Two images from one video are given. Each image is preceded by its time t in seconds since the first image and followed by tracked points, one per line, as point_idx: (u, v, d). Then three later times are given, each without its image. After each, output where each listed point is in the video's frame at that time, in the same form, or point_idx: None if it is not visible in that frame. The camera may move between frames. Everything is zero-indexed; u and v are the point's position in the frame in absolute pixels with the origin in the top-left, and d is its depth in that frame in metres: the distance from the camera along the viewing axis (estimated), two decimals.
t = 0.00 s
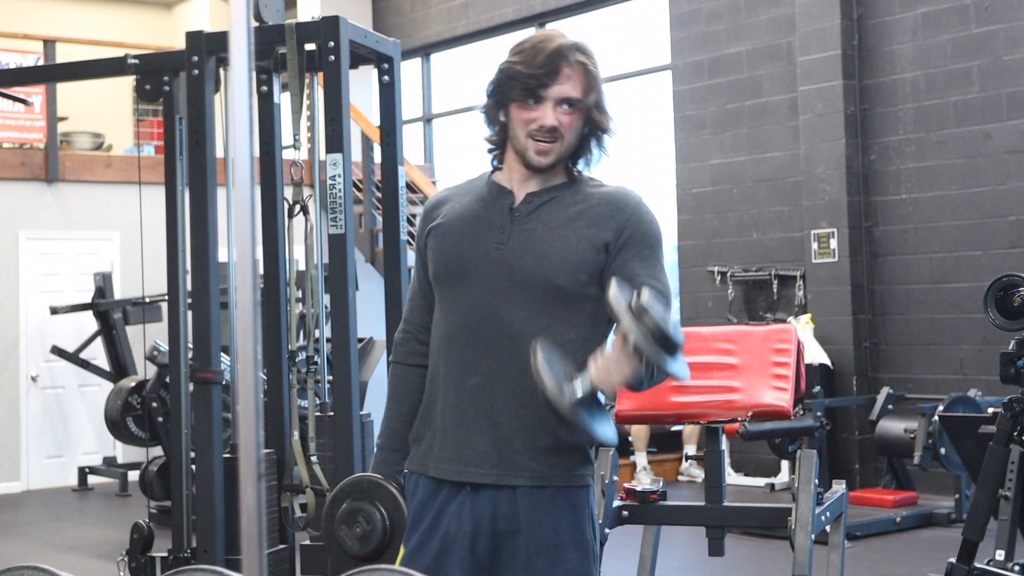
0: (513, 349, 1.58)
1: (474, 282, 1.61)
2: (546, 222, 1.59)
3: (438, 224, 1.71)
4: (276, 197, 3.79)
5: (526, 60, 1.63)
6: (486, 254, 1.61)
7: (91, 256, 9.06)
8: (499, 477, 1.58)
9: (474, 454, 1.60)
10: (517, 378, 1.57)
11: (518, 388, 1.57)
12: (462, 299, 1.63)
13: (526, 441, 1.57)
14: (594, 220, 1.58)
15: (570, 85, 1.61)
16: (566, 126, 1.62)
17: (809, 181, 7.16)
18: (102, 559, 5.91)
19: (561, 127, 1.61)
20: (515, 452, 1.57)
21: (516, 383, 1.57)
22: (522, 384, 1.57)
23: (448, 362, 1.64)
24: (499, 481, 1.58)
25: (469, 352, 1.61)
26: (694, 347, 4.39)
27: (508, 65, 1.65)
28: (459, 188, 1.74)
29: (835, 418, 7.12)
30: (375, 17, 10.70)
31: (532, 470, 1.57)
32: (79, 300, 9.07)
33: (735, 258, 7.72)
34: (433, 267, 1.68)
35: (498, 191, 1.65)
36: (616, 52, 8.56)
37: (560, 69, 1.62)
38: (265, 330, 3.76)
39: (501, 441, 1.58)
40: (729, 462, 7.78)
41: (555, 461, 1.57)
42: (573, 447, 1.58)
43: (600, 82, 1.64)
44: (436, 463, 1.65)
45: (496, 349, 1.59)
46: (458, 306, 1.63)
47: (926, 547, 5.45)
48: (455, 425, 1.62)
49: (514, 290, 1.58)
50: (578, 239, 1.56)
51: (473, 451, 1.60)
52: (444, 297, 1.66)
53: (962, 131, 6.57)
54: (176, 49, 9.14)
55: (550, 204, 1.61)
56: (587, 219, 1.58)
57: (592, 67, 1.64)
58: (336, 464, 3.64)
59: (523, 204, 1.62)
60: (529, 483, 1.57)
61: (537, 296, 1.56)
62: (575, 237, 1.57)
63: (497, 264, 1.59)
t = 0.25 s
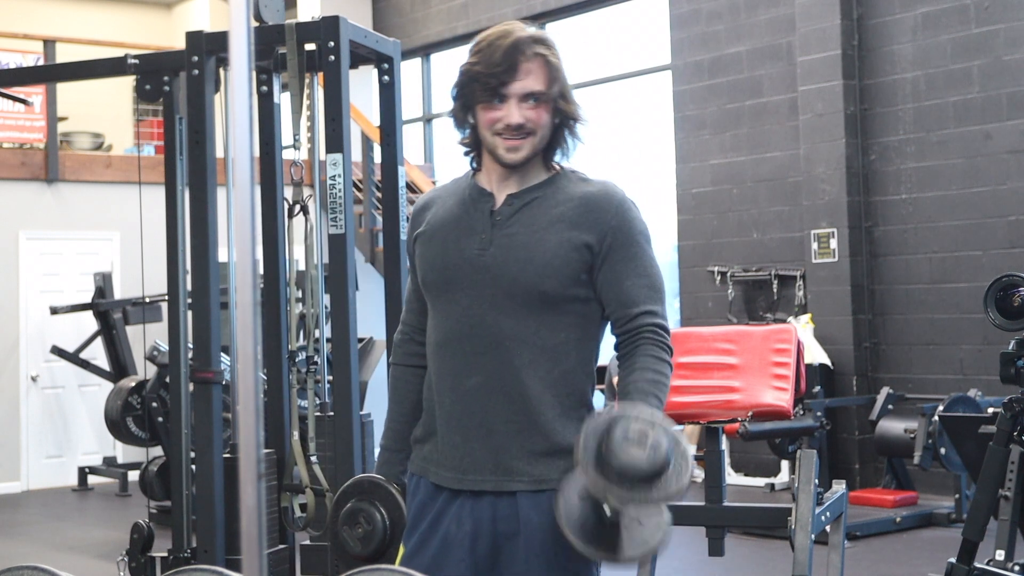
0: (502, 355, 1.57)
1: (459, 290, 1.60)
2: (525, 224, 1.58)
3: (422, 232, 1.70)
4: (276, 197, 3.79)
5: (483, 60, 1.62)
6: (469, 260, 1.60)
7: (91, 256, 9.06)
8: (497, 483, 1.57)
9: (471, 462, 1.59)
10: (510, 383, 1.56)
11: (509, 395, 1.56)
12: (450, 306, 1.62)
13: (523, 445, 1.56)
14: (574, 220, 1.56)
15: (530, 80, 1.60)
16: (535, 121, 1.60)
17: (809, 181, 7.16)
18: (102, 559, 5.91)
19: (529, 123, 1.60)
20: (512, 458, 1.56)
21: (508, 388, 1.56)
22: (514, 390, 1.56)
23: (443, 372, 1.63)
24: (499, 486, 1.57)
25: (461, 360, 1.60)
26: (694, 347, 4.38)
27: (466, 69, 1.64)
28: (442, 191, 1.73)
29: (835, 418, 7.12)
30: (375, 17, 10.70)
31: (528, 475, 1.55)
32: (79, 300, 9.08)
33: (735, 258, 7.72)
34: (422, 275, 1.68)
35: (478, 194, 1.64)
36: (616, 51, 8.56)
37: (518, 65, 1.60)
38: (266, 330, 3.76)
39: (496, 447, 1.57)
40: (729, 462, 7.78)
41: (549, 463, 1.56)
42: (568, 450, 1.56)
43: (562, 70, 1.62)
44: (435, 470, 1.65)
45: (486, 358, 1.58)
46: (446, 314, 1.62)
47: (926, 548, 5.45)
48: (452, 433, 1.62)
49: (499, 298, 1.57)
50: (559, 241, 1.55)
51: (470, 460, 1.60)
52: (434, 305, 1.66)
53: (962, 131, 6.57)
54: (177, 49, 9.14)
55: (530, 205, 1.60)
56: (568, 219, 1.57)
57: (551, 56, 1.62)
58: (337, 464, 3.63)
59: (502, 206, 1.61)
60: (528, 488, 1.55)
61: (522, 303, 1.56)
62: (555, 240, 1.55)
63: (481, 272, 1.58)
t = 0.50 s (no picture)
0: (491, 360, 1.61)
1: (446, 297, 1.66)
2: (506, 229, 1.63)
3: (408, 238, 1.76)
4: (277, 197, 3.79)
5: (440, 73, 1.68)
6: (453, 266, 1.65)
7: (91, 256, 9.06)
8: (494, 487, 1.62)
9: (467, 467, 1.64)
10: (500, 390, 1.61)
11: (499, 401, 1.61)
12: (438, 314, 1.67)
13: (517, 450, 1.61)
14: (554, 225, 1.62)
15: (486, 89, 1.65)
16: (497, 127, 1.65)
17: (809, 181, 7.16)
18: (102, 560, 5.91)
19: (491, 129, 1.65)
20: (507, 463, 1.61)
21: (498, 394, 1.61)
22: (504, 396, 1.61)
23: (434, 379, 1.68)
24: (496, 491, 1.62)
25: (452, 368, 1.65)
26: (694, 347, 4.36)
27: (428, 83, 1.70)
28: (427, 193, 1.79)
29: (835, 419, 7.13)
30: (375, 17, 10.69)
31: (523, 480, 1.60)
32: (79, 300, 9.08)
33: (735, 258, 7.72)
34: (411, 281, 1.73)
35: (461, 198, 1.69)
36: (616, 51, 8.56)
37: (474, 75, 1.66)
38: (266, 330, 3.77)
39: (491, 453, 1.62)
40: (729, 462, 7.79)
41: (543, 467, 1.61)
42: (562, 454, 1.61)
43: (520, 74, 1.66)
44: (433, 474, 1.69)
45: (475, 366, 1.62)
46: (436, 321, 1.68)
47: (926, 548, 5.45)
48: (448, 439, 1.66)
49: (486, 305, 1.62)
50: (539, 246, 1.61)
51: (466, 464, 1.64)
52: (424, 310, 1.72)
53: (962, 131, 6.57)
54: (177, 49, 9.14)
55: (510, 208, 1.65)
56: (547, 222, 1.62)
57: (508, 61, 1.67)
58: (337, 464, 3.63)
59: (483, 211, 1.66)
60: (523, 492, 1.60)
61: (507, 309, 1.61)
62: (535, 245, 1.61)
63: (466, 280, 1.63)
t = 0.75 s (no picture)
0: (492, 361, 1.62)
1: (445, 300, 1.66)
2: (500, 228, 1.63)
3: (401, 242, 1.76)
4: (277, 197, 3.79)
5: (419, 82, 1.69)
6: (450, 269, 1.65)
7: (91, 256, 9.06)
8: (501, 489, 1.62)
9: (471, 469, 1.64)
10: (502, 390, 1.61)
11: (502, 402, 1.61)
12: (438, 317, 1.67)
13: (523, 450, 1.62)
14: (549, 223, 1.62)
15: (464, 96, 1.66)
16: (477, 133, 1.67)
17: (809, 181, 7.16)
18: (102, 560, 5.91)
19: (471, 136, 1.66)
20: (513, 464, 1.62)
21: (500, 394, 1.61)
22: (506, 395, 1.61)
23: (436, 381, 1.68)
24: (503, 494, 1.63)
25: (454, 371, 1.65)
26: (694, 347, 4.35)
27: (408, 92, 1.72)
28: (415, 196, 1.78)
29: (835, 419, 7.13)
30: (375, 17, 10.69)
31: (530, 480, 1.61)
32: (79, 300, 9.08)
33: (735, 258, 7.72)
34: (406, 284, 1.74)
35: (452, 201, 1.69)
36: (616, 51, 8.56)
37: (451, 83, 1.67)
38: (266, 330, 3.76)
39: (496, 455, 1.62)
40: (729, 462, 7.79)
41: (549, 466, 1.62)
42: (568, 452, 1.62)
43: (497, 77, 1.67)
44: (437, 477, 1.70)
45: (476, 367, 1.62)
46: (434, 323, 1.68)
47: (926, 547, 5.45)
48: (452, 442, 1.66)
49: (484, 308, 1.62)
50: (534, 245, 1.61)
51: (471, 467, 1.64)
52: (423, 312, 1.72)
53: (962, 131, 6.57)
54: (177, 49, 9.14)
55: (503, 207, 1.65)
56: (541, 221, 1.62)
57: (485, 65, 1.67)
58: (337, 464, 3.62)
59: (476, 212, 1.66)
60: (530, 493, 1.61)
61: (505, 310, 1.61)
62: (531, 244, 1.61)
63: (463, 282, 1.64)
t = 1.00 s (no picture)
0: (513, 358, 1.63)
1: (457, 299, 1.66)
2: (510, 224, 1.64)
3: (401, 246, 1.74)
4: (277, 197, 3.79)
5: (414, 84, 1.70)
6: (460, 268, 1.65)
7: (91, 256, 9.05)
8: (524, 488, 1.63)
9: (492, 469, 1.65)
10: (525, 385, 1.63)
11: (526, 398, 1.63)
12: (451, 318, 1.67)
13: (544, 446, 1.63)
14: (557, 216, 1.64)
15: (461, 95, 1.67)
16: (475, 132, 1.67)
17: (809, 181, 7.16)
18: (102, 559, 5.91)
19: (469, 135, 1.67)
20: (537, 462, 1.63)
21: (522, 390, 1.63)
22: (528, 391, 1.63)
23: (451, 381, 1.68)
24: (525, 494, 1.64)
25: (472, 370, 1.65)
26: (694, 347, 4.35)
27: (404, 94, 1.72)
28: (408, 202, 1.77)
29: (835, 419, 7.13)
30: (375, 17, 10.69)
31: (553, 477, 1.62)
32: (79, 300, 9.08)
33: (735, 258, 7.72)
34: (411, 288, 1.73)
35: (456, 203, 1.70)
36: (616, 51, 8.56)
37: (448, 83, 1.67)
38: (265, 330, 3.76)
39: (518, 453, 1.63)
40: (729, 462, 7.79)
41: (571, 462, 1.63)
42: (586, 446, 1.64)
43: (493, 76, 1.67)
44: (453, 479, 1.70)
45: (495, 364, 1.64)
46: (446, 324, 1.68)
47: (926, 547, 5.45)
48: (471, 442, 1.67)
49: (500, 304, 1.63)
50: (545, 238, 1.63)
51: (492, 466, 1.65)
52: (430, 315, 1.72)
53: (962, 131, 6.57)
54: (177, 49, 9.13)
55: (510, 203, 1.66)
56: (550, 214, 1.64)
57: (481, 65, 1.68)
58: (336, 464, 3.62)
59: (482, 210, 1.66)
60: (553, 489, 1.62)
61: (521, 305, 1.63)
62: (542, 237, 1.62)
63: (476, 279, 1.64)
